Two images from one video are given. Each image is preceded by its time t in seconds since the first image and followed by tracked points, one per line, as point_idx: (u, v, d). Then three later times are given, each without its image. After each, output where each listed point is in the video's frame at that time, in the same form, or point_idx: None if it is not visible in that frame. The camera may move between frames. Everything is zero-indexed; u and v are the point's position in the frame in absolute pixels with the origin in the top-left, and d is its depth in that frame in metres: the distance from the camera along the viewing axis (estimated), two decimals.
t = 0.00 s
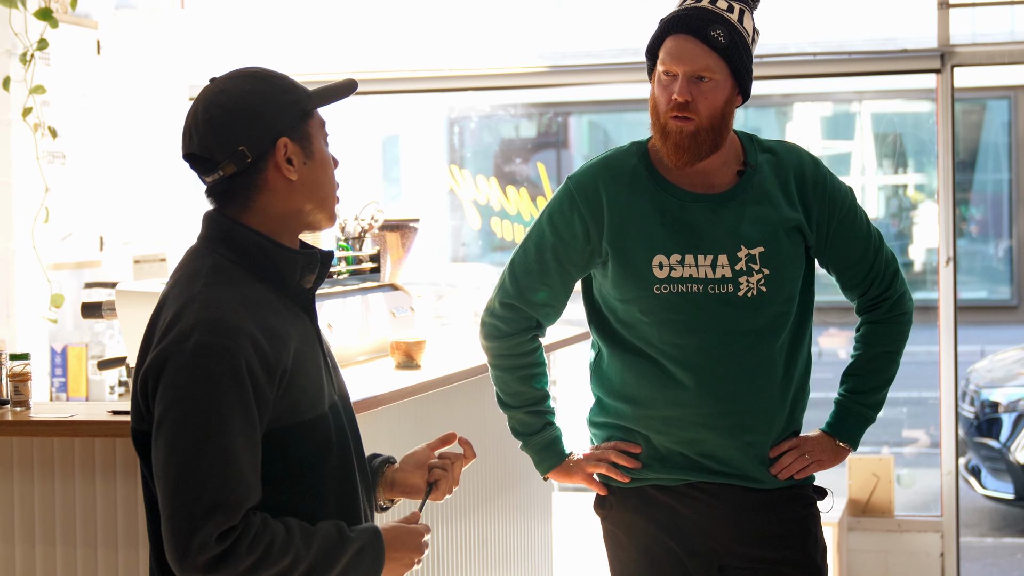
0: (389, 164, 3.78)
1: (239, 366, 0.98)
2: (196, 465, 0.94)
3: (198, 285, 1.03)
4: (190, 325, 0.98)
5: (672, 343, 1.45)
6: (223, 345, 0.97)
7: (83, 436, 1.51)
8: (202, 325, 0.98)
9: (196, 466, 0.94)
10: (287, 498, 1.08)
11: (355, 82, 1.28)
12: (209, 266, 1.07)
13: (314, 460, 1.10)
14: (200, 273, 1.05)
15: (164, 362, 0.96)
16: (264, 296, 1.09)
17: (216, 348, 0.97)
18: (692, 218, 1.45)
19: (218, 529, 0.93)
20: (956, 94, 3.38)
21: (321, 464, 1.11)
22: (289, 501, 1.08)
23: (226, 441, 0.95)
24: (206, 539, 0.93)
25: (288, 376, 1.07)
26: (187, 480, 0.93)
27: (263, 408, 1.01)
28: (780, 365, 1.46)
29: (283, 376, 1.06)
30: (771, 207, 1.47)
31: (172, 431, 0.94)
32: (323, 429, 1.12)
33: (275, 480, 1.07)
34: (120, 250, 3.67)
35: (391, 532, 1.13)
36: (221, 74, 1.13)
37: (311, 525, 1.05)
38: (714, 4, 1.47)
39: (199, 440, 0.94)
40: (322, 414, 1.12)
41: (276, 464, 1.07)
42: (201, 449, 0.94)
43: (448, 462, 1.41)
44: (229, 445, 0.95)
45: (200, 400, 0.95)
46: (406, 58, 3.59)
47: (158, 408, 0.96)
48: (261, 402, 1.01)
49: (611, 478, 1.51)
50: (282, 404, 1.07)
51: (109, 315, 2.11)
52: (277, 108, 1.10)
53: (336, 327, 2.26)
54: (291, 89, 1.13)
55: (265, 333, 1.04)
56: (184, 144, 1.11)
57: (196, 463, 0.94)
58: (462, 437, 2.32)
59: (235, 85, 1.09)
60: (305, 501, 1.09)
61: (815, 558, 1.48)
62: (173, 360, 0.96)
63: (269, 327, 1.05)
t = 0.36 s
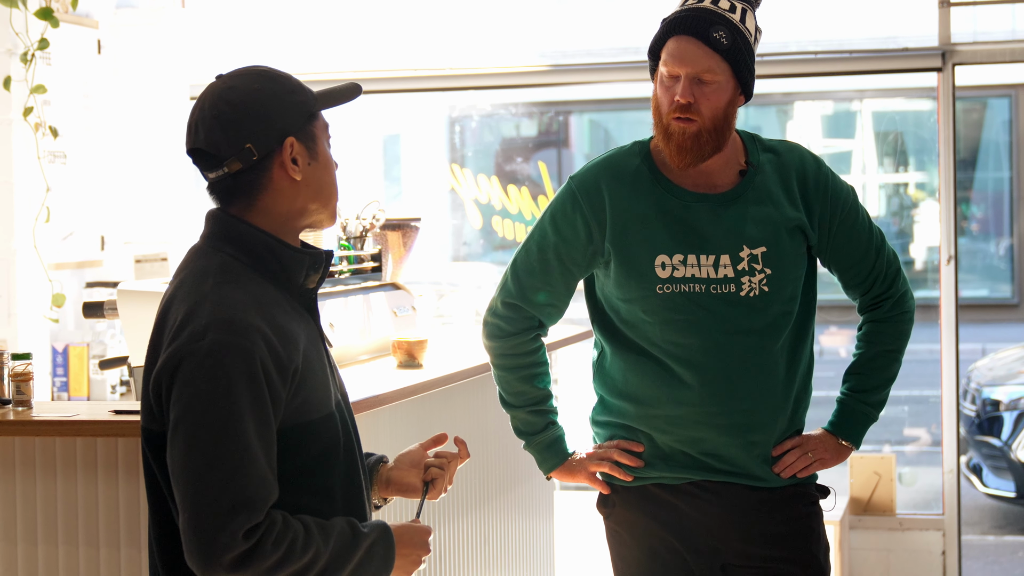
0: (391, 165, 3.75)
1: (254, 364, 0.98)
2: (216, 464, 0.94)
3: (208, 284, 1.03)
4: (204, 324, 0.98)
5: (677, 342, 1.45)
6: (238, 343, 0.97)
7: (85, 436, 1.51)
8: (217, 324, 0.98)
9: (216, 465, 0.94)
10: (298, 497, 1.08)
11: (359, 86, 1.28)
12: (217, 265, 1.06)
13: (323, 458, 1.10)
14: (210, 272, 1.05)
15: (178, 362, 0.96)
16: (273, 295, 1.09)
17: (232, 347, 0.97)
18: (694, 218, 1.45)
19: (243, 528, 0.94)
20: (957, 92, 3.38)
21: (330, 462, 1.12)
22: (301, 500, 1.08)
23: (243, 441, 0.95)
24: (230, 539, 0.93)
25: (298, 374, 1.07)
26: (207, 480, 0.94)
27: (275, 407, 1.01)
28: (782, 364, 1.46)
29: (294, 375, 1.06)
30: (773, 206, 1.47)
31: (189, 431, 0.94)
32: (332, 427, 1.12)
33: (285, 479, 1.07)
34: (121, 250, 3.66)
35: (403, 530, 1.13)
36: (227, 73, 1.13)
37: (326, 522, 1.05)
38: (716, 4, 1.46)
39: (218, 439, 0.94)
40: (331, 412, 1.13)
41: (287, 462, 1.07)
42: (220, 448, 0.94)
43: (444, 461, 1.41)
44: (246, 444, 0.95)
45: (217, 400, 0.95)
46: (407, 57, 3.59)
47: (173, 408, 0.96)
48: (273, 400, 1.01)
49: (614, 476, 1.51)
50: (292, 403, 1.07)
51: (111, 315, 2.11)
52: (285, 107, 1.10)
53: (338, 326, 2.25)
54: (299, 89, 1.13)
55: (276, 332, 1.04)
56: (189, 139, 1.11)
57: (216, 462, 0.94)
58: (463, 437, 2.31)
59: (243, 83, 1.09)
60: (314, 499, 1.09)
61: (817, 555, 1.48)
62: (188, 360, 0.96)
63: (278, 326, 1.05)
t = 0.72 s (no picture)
0: (390, 164, 3.78)
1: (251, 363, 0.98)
2: (211, 463, 0.94)
3: (205, 283, 1.03)
4: (201, 324, 0.98)
5: (676, 340, 1.45)
6: (234, 343, 0.97)
7: (86, 436, 1.51)
8: (213, 323, 0.98)
9: (212, 464, 0.94)
10: (296, 497, 1.08)
11: (363, 86, 1.28)
12: (215, 264, 1.06)
13: (320, 458, 1.10)
14: (208, 271, 1.05)
15: (174, 362, 0.96)
16: (271, 295, 1.09)
17: (228, 346, 0.97)
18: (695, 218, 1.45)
19: (239, 526, 0.94)
20: (957, 91, 3.37)
21: (328, 462, 1.11)
22: (298, 499, 1.08)
23: (239, 440, 0.95)
24: (225, 538, 0.93)
25: (296, 373, 1.07)
26: (203, 478, 0.94)
27: (272, 406, 1.01)
28: (781, 363, 1.46)
29: (292, 374, 1.06)
30: (773, 206, 1.47)
31: (186, 430, 0.94)
32: (330, 426, 1.12)
33: (283, 478, 1.07)
34: (121, 250, 3.67)
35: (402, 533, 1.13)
36: (230, 72, 1.13)
37: (323, 522, 1.05)
38: (717, 4, 1.46)
39: (214, 438, 0.94)
40: (330, 412, 1.13)
41: (284, 461, 1.07)
42: (216, 447, 0.94)
43: (449, 459, 1.41)
44: (242, 444, 0.95)
45: (213, 399, 0.95)
46: (407, 56, 3.58)
47: (169, 407, 0.96)
48: (270, 400, 1.01)
49: (616, 476, 1.51)
50: (290, 403, 1.07)
51: (112, 315, 2.11)
52: (286, 107, 1.10)
53: (338, 326, 2.25)
54: (302, 90, 1.13)
55: (273, 332, 1.04)
56: (191, 138, 1.11)
57: (212, 461, 0.94)
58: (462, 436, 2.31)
59: (245, 82, 1.09)
60: (312, 498, 1.09)
61: (820, 556, 1.47)
62: (184, 359, 0.96)
63: (276, 326, 1.05)
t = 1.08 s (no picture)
0: (391, 163, 3.79)
1: (254, 364, 0.98)
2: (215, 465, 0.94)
3: (209, 284, 1.03)
4: (205, 325, 0.98)
5: (677, 340, 1.45)
6: (237, 344, 0.97)
7: (87, 436, 1.50)
8: (217, 324, 0.98)
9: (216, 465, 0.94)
10: (299, 498, 1.08)
11: (363, 86, 1.28)
12: (218, 265, 1.06)
13: (323, 459, 1.10)
14: (211, 272, 1.05)
15: (178, 363, 0.96)
16: (274, 296, 1.09)
17: (232, 347, 0.97)
18: (696, 218, 1.45)
19: (242, 528, 0.94)
20: (958, 90, 3.37)
21: (331, 463, 1.12)
22: (301, 500, 1.08)
23: (243, 442, 0.95)
24: (229, 539, 0.93)
25: (299, 374, 1.07)
26: (207, 480, 0.94)
27: (276, 407, 1.01)
28: (782, 363, 1.46)
29: (296, 375, 1.06)
30: (773, 205, 1.47)
31: (190, 431, 0.94)
32: (333, 427, 1.12)
33: (286, 479, 1.07)
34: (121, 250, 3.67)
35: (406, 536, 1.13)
36: (229, 72, 1.13)
37: (326, 523, 1.05)
38: (718, 4, 1.46)
39: (217, 439, 0.94)
40: (332, 413, 1.13)
41: (288, 463, 1.07)
42: (219, 448, 0.94)
43: (450, 459, 1.40)
44: (245, 446, 0.95)
45: (216, 400, 0.95)
46: (408, 56, 3.58)
47: (173, 409, 0.96)
48: (274, 401, 1.01)
49: (616, 475, 1.51)
50: (293, 403, 1.07)
51: (112, 315, 2.11)
52: (286, 108, 1.10)
53: (339, 325, 2.25)
54: (301, 90, 1.13)
55: (277, 333, 1.04)
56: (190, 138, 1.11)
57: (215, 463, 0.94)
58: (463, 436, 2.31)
59: (245, 83, 1.09)
60: (316, 499, 1.09)
61: (820, 555, 1.47)
62: (187, 360, 0.96)
63: (279, 326, 1.05)
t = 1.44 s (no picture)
0: (390, 163, 3.78)
1: (257, 364, 0.98)
2: (218, 465, 0.94)
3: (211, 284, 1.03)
4: (207, 325, 0.98)
5: (676, 340, 1.45)
6: (240, 344, 0.97)
7: (86, 437, 1.50)
8: (219, 324, 0.98)
9: (219, 466, 0.94)
10: (301, 499, 1.08)
11: (371, 87, 1.28)
12: (221, 265, 1.06)
13: (326, 460, 1.10)
14: (213, 273, 1.05)
15: (181, 363, 0.96)
16: (276, 297, 1.09)
17: (234, 347, 0.97)
18: (696, 218, 1.45)
19: (247, 528, 0.94)
20: (958, 90, 3.37)
21: (334, 465, 1.11)
22: (304, 502, 1.08)
23: (246, 442, 0.95)
24: (234, 540, 0.93)
25: (302, 375, 1.07)
26: (211, 480, 0.93)
27: (279, 408, 1.01)
28: (782, 364, 1.46)
29: (298, 375, 1.06)
30: (773, 206, 1.47)
31: (193, 432, 0.94)
32: (335, 429, 1.12)
33: (290, 480, 1.07)
34: (121, 251, 3.67)
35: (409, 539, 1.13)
36: (235, 72, 1.13)
37: (330, 525, 1.05)
38: (717, 3, 1.46)
39: (220, 440, 0.94)
40: (334, 414, 1.13)
41: (290, 464, 1.07)
42: (223, 449, 0.94)
43: (452, 463, 1.40)
44: (248, 446, 0.95)
45: (219, 401, 0.94)
46: (408, 57, 3.59)
47: (176, 409, 0.95)
48: (277, 401, 1.01)
49: (615, 475, 1.51)
50: (295, 404, 1.07)
51: (112, 316, 2.11)
52: (290, 109, 1.10)
53: (339, 326, 2.25)
54: (307, 91, 1.13)
55: (279, 333, 1.04)
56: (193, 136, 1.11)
57: (218, 464, 0.94)
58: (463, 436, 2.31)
59: (249, 84, 1.09)
60: (318, 501, 1.09)
61: (820, 555, 1.47)
62: (191, 360, 0.96)
63: (281, 327, 1.05)
